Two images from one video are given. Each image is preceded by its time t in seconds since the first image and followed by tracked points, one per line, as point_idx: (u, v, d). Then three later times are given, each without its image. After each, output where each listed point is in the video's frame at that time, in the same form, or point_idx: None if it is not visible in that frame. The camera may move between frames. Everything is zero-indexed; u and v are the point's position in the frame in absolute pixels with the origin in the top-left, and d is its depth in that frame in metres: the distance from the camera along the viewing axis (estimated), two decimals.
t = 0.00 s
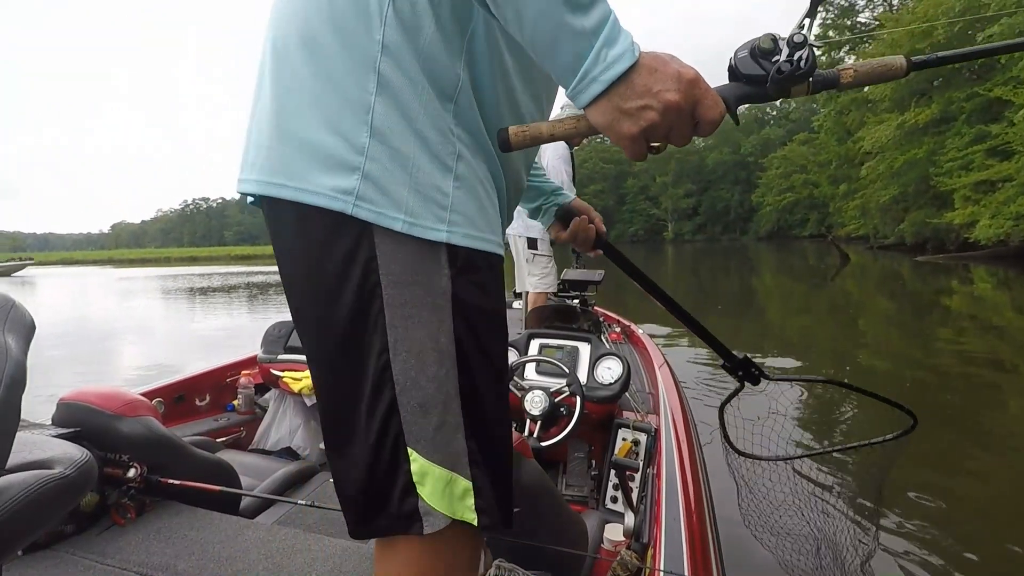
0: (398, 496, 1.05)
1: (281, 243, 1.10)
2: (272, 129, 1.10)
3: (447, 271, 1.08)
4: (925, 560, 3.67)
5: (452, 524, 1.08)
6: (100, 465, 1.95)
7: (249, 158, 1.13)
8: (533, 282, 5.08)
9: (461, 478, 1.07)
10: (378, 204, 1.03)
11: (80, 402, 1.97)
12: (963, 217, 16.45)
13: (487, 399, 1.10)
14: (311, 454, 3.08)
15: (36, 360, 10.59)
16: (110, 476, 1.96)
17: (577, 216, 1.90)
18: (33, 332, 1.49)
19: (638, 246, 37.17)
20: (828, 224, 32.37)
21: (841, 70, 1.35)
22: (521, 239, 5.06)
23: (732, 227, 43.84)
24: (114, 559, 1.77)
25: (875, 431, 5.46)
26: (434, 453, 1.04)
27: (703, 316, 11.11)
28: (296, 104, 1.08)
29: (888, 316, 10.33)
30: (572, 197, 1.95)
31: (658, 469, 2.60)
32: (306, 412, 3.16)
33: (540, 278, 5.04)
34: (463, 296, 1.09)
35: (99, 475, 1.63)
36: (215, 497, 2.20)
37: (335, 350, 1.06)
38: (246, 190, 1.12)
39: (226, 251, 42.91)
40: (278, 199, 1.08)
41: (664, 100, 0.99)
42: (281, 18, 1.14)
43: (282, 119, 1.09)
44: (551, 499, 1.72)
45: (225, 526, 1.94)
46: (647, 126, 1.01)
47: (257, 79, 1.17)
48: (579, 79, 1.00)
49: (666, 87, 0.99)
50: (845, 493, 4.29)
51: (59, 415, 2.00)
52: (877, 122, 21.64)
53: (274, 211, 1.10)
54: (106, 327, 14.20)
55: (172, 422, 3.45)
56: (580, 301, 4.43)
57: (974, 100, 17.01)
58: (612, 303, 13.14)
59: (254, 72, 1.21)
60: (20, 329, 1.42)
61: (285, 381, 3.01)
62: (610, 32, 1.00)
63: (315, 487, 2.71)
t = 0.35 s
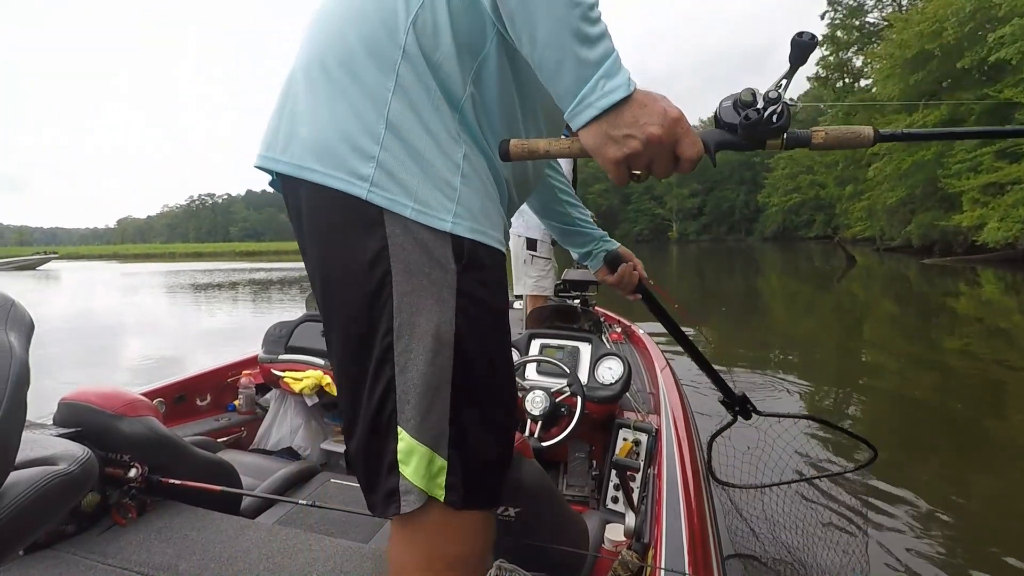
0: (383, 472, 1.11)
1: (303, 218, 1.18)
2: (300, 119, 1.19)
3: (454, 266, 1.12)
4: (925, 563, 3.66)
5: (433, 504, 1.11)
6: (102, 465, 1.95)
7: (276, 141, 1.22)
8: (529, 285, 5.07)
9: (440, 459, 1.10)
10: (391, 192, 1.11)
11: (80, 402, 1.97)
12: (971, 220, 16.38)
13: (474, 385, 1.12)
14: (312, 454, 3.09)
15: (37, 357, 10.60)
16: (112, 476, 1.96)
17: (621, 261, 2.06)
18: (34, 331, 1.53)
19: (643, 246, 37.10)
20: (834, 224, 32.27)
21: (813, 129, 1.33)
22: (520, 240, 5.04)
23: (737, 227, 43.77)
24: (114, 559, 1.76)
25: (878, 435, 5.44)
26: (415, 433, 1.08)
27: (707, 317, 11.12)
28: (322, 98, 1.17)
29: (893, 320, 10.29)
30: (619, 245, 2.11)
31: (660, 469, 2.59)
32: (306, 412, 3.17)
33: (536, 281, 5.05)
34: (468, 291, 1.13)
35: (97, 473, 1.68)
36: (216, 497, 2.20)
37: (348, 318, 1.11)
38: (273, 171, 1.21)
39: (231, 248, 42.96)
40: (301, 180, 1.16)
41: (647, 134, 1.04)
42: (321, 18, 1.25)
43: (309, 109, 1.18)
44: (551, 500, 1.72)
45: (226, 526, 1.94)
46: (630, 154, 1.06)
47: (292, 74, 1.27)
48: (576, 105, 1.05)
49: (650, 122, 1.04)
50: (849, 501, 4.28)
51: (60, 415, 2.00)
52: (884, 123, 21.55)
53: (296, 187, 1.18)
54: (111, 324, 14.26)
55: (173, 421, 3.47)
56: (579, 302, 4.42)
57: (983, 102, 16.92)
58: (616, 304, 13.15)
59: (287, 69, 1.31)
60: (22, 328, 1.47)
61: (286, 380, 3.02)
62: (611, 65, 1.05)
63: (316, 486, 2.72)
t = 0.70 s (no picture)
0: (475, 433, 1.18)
1: (339, 214, 1.21)
2: (336, 119, 1.23)
3: (498, 251, 1.14)
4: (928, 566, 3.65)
5: (522, 467, 1.15)
6: (102, 465, 1.94)
7: (312, 144, 1.26)
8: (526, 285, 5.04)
9: (524, 425, 1.14)
10: (427, 182, 1.14)
11: (81, 402, 1.97)
12: (978, 220, 16.29)
13: (535, 352, 1.16)
14: (312, 454, 3.13)
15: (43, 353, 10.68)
16: (111, 477, 1.95)
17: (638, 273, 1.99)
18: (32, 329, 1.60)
19: (648, 245, 37.06)
20: (839, 224, 32.16)
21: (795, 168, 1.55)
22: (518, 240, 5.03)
23: (742, 227, 43.66)
24: (114, 558, 1.76)
25: (883, 437, 5.43)
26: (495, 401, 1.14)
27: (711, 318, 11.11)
28: (357, 100, 1.21)
29: (899, 321, 10.24)
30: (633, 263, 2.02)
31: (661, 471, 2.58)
32: (307, 412, 3.17)
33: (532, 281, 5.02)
34: (523, 270, 1.15)
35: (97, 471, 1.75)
36: (216, 497, 2.20)
37: (404, 299, 1.15)
38: (310, 169, 1.25)
39: (237, 245, 43.21)
40: (335, 176, 1.20)
41: (649, 164, 1.08)
42: (353, 30, 1.30)
43: (346, 109, 1.22)
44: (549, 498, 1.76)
45: (226, 527, 1.94)
46: (631, 181, 1.10)
47: (328, 77, 1.30)
48: (587, 129, 1.08)
49: (652, 152, 1.07)
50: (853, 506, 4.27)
51: (60, 415, 2.01)
52: (890, 123, 21.45)
53: (331, 189, 1.21)
54: (115, 322, 14.33)
55: (173, 421, 3.48)
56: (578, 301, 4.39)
57: (991, 102, 16.82)
58: (619, 304, 13.15)
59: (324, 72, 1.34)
60: (21, 326, 1.54)
61: (286, 380, 3.01)
62: (623, 94, 1.08)
63: (316, 486, 2.77)
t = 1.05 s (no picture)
0: (490, 460, 1.19)
1: (367, 244, 1.19)
2: (361, 143, 1.18)
3: (532, 280, 1.16)
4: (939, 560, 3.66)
5: (536, 488, 1.17)
6: (101, 465, 1.95)
7: (333, 168, 1.22)
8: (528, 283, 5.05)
9: (547, 449, 1.16)
10: (464, 214, 1.14)
11: (80, 402, 1.98)
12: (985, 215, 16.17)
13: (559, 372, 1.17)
14: (312, 454, 3.12)
15: (49, 356, 10.77)
16: (111, 477, 1.96)
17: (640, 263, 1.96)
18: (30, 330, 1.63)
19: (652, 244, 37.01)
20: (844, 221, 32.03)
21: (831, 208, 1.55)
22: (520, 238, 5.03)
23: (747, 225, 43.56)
24: (114, 558, 1.76)
25: (889, 433, 5.42)
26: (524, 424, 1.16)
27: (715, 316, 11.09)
28: (384, 123, 1.17)
29: (905, 317, 10.18)
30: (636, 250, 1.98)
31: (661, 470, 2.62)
32: (306, 412, 3.18)
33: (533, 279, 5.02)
34: (551, 299, 1.18)
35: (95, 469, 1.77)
36: (216, 497, 2.21)
37: (434, 317, 1.15)
38: (334, 196, 1.21)
39: (242, 248, 43.39)
40: (365, 205, 1.17)
41: (684, 205, 1.07)
42: (372, 42, 1.25)
43: (372, 135, 1.18)
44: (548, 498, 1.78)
45: (226, 526, 1.95)
46: (664, 221, 1.09)
47: (345, 95, 1.25)
48: (622, 166, 1.07)
49: (688, 193, 1.07)
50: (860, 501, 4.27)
51: (59, 415, 2.02)
52: (894, 118, 21.35)
53: (357, 213, 1.18)
54: (120, 324, 14.42)
55: (172, 421, 3.49)
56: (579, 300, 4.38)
57: (997, 95, 16.70)
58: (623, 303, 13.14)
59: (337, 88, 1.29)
60: (18, 324, 1.56)
61: (285, 380, 3.01)
62: (657, 132, 1.07)
63: (315, 486, 2.79)
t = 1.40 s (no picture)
0: (473, 465, 1.19)
1: (339, 245, 1.20)
2: (337, 143, 1.22)
3: (507, 288, 1.18)
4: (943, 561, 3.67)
5: (525, 492, 1.19)
6: (101, 465, 1.95)
7: (309, 165, 1.24)
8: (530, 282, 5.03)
9: (530, 451, 1.18)
10: (435, 215, 1.16)
11: (80, 401, 1.99)
12: (992, 211, 16.05)
13: (542, 375, 1.19)
14: (312, 454, 3.14)
15: (54, 362, 10.81)
16: (111, 477, 1.97)
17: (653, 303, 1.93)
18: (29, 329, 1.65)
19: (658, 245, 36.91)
20: (850, 220, 31.89)
21: (793, 263, 1.65)
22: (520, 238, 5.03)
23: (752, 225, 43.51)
24: (113, 558, 1.77)
25: (894, 435, 5.40)
26: (508, 429, 1.18)
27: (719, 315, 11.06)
28: (363, 129, 1.20)
29: (912, 315, 10.10)
30: (650, 292, 1.96)
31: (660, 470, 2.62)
32: (306, 412, 3.18)
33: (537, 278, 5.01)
34: (528, 306, 1.19)
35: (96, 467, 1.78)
36: (215, 497, 2.21)
37: (408, 319, 1.17)
38: (308, 192, 1.23)
39: (247, 252, 43.51)
40: (338, 202, 1.19)
41: (658, 256, 1.12)
42: (364, 46, 1.28)
43: (348, 135, 1.21)
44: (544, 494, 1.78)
45: (226, 526, 1.95)
46: (638, 270, 1.14)
47: (328, 97, 1.29)
48: (600, 217, 1.10)
49: (662, 245, 1.11)
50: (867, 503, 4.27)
51: (60, 414, 2.03)
52: (899, 115, 21.21)
53: (331, 209, 1.20)
54: (124, 328, 14.48)
55: (171, 421, 3.50)
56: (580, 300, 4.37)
57: (1004, 91, 16.55)
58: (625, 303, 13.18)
59: (321, 91, 1.33)
60: (18, 325, 1.58)
61: (285, 381, 3.01)
62: (635, 187, 1.10)
63: (315, 486, 2.80)
